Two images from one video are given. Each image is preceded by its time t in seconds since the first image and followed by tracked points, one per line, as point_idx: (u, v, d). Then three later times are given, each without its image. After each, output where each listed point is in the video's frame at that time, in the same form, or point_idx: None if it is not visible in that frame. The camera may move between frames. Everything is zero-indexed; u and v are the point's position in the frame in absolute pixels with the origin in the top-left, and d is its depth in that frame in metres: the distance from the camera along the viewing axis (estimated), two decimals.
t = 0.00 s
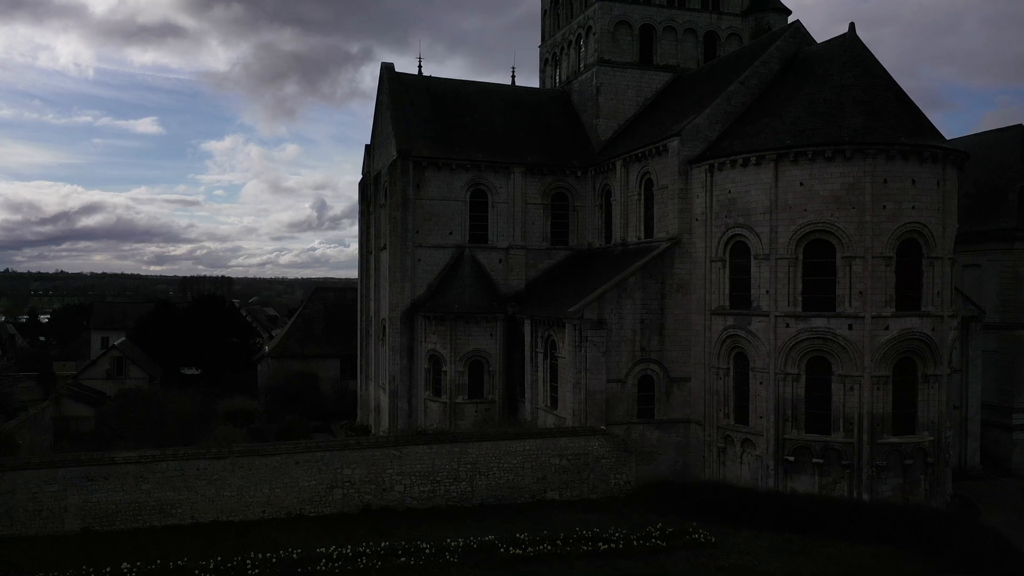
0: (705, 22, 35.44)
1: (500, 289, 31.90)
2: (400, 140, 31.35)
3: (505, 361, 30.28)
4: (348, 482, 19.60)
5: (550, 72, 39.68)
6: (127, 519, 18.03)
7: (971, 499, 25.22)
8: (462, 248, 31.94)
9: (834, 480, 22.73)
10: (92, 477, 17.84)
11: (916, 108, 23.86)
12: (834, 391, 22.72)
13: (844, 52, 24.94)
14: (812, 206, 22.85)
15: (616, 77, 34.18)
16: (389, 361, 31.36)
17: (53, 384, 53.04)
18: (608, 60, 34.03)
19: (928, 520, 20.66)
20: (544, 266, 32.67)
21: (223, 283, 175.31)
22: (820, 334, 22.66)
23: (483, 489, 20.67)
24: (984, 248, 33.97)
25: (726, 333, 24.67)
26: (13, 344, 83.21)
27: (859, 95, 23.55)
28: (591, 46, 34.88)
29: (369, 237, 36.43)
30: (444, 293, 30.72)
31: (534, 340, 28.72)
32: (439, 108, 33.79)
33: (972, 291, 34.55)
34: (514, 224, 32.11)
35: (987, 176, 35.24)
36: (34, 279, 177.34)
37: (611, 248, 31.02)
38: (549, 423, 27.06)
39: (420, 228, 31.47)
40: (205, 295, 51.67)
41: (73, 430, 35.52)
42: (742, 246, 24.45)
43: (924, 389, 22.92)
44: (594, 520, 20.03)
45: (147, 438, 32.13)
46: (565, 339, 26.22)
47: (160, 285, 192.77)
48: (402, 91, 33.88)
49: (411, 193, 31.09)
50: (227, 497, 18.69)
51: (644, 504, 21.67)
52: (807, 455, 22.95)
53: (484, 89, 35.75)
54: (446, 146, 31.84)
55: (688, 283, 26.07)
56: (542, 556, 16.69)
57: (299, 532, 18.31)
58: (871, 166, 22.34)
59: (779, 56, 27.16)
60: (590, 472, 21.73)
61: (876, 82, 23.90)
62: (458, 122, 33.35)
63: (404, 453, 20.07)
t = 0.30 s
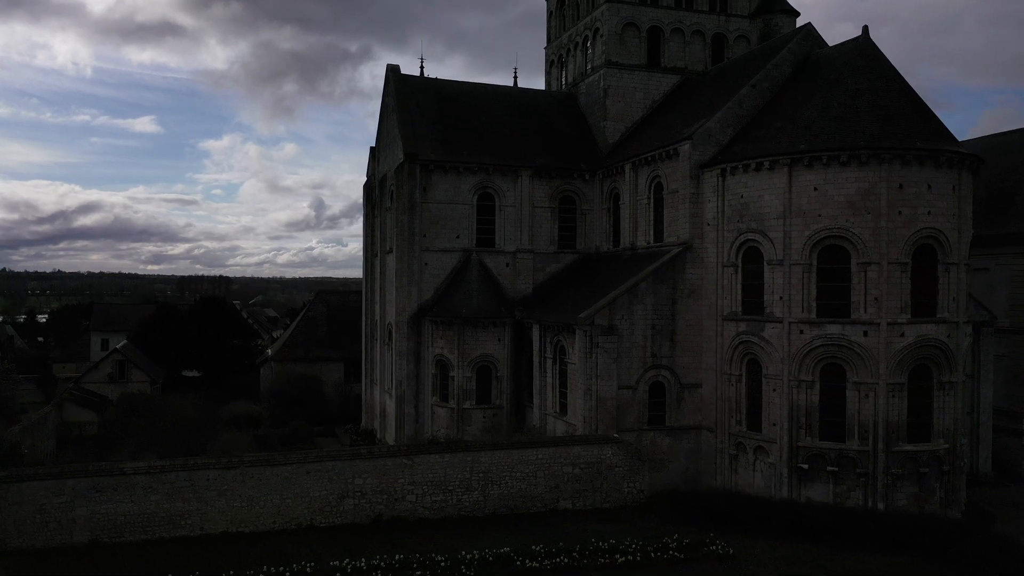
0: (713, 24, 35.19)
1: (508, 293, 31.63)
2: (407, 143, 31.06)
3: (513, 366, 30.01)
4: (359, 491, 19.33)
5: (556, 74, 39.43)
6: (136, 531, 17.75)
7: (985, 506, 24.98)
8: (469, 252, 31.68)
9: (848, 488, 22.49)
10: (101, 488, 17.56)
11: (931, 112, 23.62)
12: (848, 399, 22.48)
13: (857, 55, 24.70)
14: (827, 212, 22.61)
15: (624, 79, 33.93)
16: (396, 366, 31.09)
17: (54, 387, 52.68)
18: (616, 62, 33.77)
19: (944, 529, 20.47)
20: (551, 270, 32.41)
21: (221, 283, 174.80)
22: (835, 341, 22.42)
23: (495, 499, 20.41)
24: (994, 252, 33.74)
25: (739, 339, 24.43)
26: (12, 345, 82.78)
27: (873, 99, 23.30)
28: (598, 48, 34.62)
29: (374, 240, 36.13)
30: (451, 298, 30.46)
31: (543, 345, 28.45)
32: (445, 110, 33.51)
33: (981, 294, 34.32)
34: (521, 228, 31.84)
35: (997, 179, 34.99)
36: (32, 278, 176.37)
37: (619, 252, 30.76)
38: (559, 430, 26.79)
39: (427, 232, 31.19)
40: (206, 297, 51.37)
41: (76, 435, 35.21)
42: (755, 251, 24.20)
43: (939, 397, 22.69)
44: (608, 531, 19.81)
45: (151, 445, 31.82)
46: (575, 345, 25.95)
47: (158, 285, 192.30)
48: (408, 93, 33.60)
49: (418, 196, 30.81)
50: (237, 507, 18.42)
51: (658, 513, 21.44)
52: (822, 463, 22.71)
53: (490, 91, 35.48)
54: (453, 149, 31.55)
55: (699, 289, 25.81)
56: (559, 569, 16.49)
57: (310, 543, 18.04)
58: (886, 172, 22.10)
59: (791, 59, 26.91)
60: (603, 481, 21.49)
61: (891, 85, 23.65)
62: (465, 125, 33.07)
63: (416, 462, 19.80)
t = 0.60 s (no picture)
0: (721, 26, 34.93)
1: (515, 298, 31.36)
2: (413, 146, 30.78)
3: (520, 371, 29.74)
4: (370, 502, 19.06)
5: (562, 76, 39.17)
6: (145, 542, 17.47)
7: (999, 513, 24.73)
8: (476, 256, 31.42)
9: (863, 497, 22.23)
10: (110, 499, 17.29)
11: (946, 116, 23.35)
12: (863, 407, 22.24)
13: (871, 59, 24.44)
14: (841, 218, 22.37)
15: (632, 82, 33.68)
16: (402, 371, 30.82)
17: (54, 389, 52.31)
18: (624, 65, 33.51)
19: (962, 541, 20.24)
20: (559, 274, 32.16)
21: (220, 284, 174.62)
22: (849, 348, 22.17)
23: (507, 508, 20.15)
24: (1005, 256, 33.48)
25: (751, 346, 24.18)
26: (12, 346, 82.37)
27: (888, 103, 23.03)
28: (605, 50, 34.34)
29: (379, 243, 35.86)
30: (458, 302, 30.18)
31: (551, 351, 28.20)
32: (451, 112, 33.22)
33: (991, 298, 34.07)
34: (529, 232, 31.59)
35: (1007, 182, 34.72)
36: (30, 278, 175.99)
37: (627, 256, 30.50)
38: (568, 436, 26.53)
39: (434, 236, 30.92)
40: (207, 298, 51.04)
41: (79, 440, 34.92)
42: (768, 257, 23.95)
43: (954, 404, 22.48)
44: (622, 542, 19.58)
45: (155, 451, 31.53)
46: (585, 350, 25.69)
47: (157, 285, 191.69)
48: (413, 96, 33.32)
49: (425, 200, 30.51)
50: (247, 518, 18.15)
51: (671, 523, 21.21)
52: (836, 471, 22.46)
53: (495, 94, 35.20)
54: (460, 152, 31.26)
55: (710, 294, 25.56)
56: None
57: (322, 554, 17.78)
58: (902, 177, 21.85)
59: (802, 62, 26.66)
60: (616, 490, 21.26)
61: (906, 90, 23.39)
62: (472, 127, 32.79)
63: (428, 471, 19.54)
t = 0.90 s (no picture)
0: (730, 28, 34.64)
1: (522, 302, 31.07)
2: (420, 149, 30.45)
3: (529, 377, 29.45)
4: (382, 513, 18.76)
5: (568, 78, 38.88)
6: (154, 556, 17.16)
7: (1015, 522, 24.46)
8: (483, 260, 31.11)
9: (879, 507, 21.95)
10: (118, 512, 16.98)
11: (962, 120, 23.08)
12: (879, 415, 21.96)
13: (886, 62, 24.16)
14: (857, 224, 22.09)
15: (640, 84, 33.38)
16: (409, 377, 30.52)
17: (55, 393, 51.89)
18: (632, 67, 33.21)
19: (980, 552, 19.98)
20: (567, 279, 31.86)
21: (219, 284, 174.10)
22: (866, 355, 21.88)
23: (521, 519, 19.85)
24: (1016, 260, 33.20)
25: (764, 353, 23.90)
26: (11, 348, 81.67)
27: (904, 107, 22.74)
28: (613, 52, 34.04)
29: (384, 247, 35.54)
30: (466, 307, 29.88)
31: (560, 356, 27.91)
32: (458, 115, 32.91)
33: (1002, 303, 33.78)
34: (536, 236, 31.29)
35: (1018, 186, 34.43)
36: (28, 279, 175.46)
37: (636, 260, 30.21)
38: (578, 444, 26.23)
39: (441, 240, 30.60)
40: (209, 299, 50.70)
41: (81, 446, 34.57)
42: (782, 262, 23.67)
43: (971, 412, 22.21)
44: (637, 554, 19.30)
45: (160, 457, 31.19)
46: (596, 357, 25.41)
47: (155, 285, 190.97)
48: (419, 99, 33.01)
49: (432, 204, 30.19)
50: (257, 531, 17.83)
51: (685, 534, 20.92)
52: (852, 480, 22.18)
53: (502, 96, 34.90)
54: (467, 156, 30.94)
55: (722, 300, 25.27)
56: None
57: (334, 568, 17.47)
58: (919, 182, 21.56)
59: (815, 65, 26.38)
60: (629, 500, 20.97)
61: (922, 93, 23.10)
62: (479, 131, 32.48)
63: (440, 482, 19.24)
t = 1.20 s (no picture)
0: (738, 30, 34.34)
1: (530, 307, 30.79)
2: (427, 152, 30.16)
3: (537, 382, 29.17)
4: (394, 524, 18.48)
5: (574, 80, 38.60)
6: (162, 569, 16.87)
7: None
8: (491, 265, 30.82)
9: (895, 516, 21.67)
10: (126, 524, 16.70)
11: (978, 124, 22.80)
12: (895, 423, 21.69)
13: (900, 66, 23.88)
14: (872, 229, 21.82)
15: (648, 86, 33.10)
16: (416, 382, 30.24)
17: (56, 396, 51.52)
18: (640, 69, 32.93)
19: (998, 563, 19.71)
20: (574, 283, 31.58)
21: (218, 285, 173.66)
22: (881, 363, 21.62)
23: (533, 530, 19.58)
24: None
25: (778, 360, 23.63)
26: (11, 349, 81.20)
27: (920, 111, 22.44)
28: (621, 54, 33.75)
29: (390, 250, 35.26)
30: (474, 312, 29.58)
31: (569, 362, 27.63)
32: (465, 118, 32.63)
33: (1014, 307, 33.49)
34: (544, 240, 31.00)
35: None
36: (26, 279, 174.85)
37: (645, 264, 29.94)
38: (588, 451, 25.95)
39: (448, 245, 30.31)
40: (211, 302, 50.39)
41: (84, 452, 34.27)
42: (795, 268, 23.40)
43: (987, 420, 21.94)
44: (651, 565, 19.03)
45: (164, 463, 30.89)
46: (606, 363, 25.14)
47: (154, 285, 190.47)
48: (425, 101, 32.72)
49: (439, 208, 29.90)
50: (267, 543, 17.54)
51: (699, 544, 20.65)
52: (867, 489, 21.91)
53: (509, 98, 34.62)
54: (474, 159, 30.65)
55: (734, 306, 24.99)
56: None
57: None
58: (936, 187, 21.27)
59: (827, 68, 26.10)
60: (643, 510, 20.70)
61: (937, 97, 22.81)
62: (486, 133, 32.19)
63: (452, 493, 18.95)
